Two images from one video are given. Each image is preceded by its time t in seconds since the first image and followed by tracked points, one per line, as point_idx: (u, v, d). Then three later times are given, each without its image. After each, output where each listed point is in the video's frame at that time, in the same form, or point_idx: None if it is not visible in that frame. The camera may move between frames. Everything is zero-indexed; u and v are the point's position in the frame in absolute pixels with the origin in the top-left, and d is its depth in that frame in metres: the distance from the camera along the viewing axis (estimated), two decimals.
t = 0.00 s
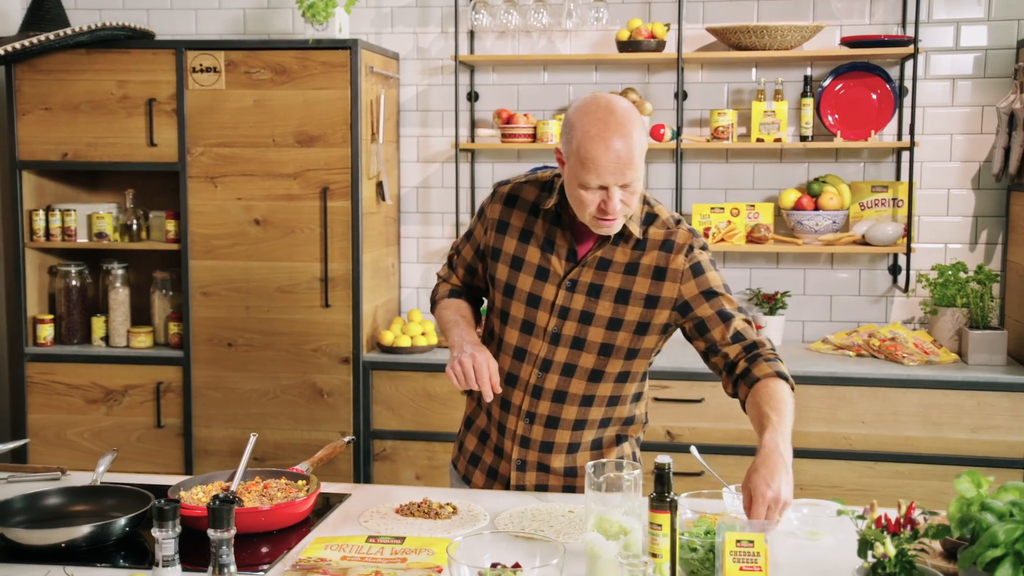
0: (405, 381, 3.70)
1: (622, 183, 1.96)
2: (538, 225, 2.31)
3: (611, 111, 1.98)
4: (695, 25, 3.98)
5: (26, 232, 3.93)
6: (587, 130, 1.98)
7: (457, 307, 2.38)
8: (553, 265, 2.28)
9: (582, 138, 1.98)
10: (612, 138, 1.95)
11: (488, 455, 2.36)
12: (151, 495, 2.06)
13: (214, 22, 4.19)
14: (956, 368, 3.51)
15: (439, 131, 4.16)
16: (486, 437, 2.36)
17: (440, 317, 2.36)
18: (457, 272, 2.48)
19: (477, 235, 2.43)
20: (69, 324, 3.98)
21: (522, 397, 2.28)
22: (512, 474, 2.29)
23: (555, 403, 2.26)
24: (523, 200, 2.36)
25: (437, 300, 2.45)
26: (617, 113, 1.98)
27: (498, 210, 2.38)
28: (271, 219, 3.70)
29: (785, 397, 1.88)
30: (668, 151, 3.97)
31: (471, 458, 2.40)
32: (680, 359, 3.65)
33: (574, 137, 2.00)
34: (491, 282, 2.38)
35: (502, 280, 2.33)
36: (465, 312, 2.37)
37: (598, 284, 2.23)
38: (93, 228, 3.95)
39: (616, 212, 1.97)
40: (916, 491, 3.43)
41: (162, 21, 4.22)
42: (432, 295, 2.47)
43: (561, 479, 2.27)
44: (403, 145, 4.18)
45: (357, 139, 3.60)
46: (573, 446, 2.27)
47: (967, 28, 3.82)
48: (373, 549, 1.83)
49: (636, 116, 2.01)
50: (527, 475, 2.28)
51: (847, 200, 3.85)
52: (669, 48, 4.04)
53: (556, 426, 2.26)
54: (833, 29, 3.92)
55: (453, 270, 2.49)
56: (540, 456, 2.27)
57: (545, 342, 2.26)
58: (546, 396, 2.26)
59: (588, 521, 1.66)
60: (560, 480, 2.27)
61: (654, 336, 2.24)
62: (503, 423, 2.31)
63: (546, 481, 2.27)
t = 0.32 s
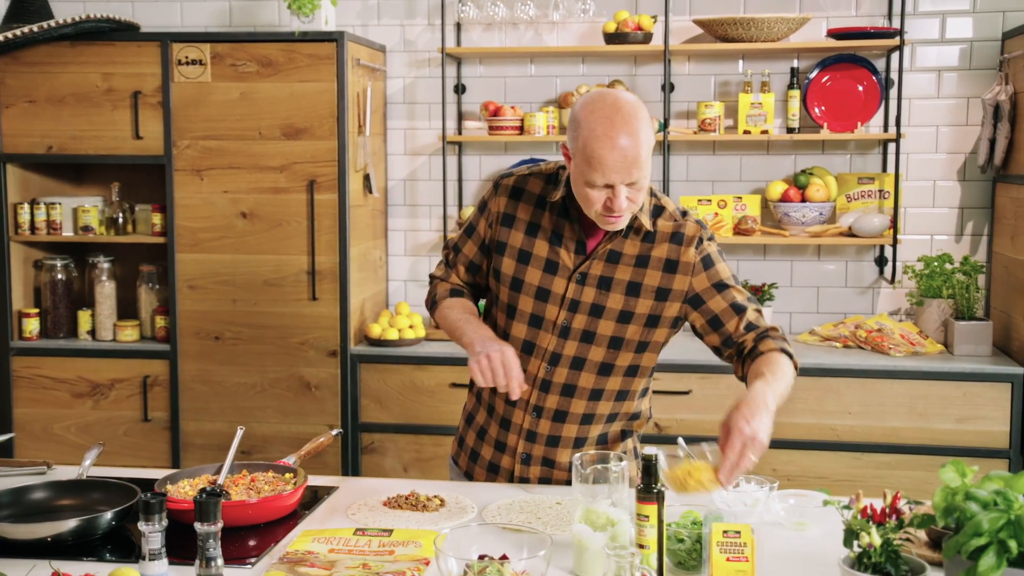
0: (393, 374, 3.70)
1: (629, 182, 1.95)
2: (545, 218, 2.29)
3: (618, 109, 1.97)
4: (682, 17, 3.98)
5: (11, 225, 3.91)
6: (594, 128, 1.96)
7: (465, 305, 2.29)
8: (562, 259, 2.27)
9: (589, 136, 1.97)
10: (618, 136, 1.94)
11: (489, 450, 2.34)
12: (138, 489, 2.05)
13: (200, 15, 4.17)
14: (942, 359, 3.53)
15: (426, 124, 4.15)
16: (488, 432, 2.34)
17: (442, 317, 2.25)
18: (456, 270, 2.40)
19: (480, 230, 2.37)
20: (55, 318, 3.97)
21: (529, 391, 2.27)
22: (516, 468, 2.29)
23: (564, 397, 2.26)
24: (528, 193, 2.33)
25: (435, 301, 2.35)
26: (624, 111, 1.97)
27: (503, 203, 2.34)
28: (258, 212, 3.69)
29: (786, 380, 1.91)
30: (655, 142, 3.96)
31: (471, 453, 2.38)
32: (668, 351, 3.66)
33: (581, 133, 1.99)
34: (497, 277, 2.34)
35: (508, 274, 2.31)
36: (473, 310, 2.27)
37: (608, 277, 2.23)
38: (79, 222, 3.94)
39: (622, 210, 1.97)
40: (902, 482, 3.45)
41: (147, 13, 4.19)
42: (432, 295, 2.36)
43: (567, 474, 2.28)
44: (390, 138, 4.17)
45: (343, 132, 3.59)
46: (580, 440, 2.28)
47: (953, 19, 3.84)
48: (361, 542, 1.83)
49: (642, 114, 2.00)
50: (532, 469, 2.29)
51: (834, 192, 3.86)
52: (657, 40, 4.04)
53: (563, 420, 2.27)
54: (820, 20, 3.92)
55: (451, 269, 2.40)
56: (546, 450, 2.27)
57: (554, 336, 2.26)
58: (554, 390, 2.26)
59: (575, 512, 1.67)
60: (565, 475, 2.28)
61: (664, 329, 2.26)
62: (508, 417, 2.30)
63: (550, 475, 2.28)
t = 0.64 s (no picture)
0: (386, 368, 3.70)
1: (591, 176, 1.97)
2: (530, 207, 2.29)
3: (592, 102, 1.97)
4: (675, 10, 3.97)
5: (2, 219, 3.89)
6: (565, 119, 1.97)
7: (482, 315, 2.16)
8: (548, 247, 2.27)
9: (557, 125, 1.98)
10: (588, 130, 1.95)
11: (483, 445, 2.33)
12: (130, 482, 2.04)
13: (192, 7, 4.15)
14: (934, 352, 3.53)
15: (419, 117, 4.14)
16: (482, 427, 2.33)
17: (458, 328, 2.13)
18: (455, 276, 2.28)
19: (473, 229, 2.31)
20: (47, 312, 3.95)
21: (523, 382, 2.27)
22: (513, 460, 2.31)
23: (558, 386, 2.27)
24: (512, 185, 2.31)
25: (446, 311, 2.19)
26: (598, 104, 1.97)
27: (490, 197, 2.32)
28: (250, 205, 3.68)
29: (717, 370, 2.03)
30: (648, 136, 3.96)
31: (464, 451, 2.36)
32: (660, 345, 3.66)
33: (553, 121, 2.00)
34: (490, 272, 2.31)
35: (497, 265, 2.30)
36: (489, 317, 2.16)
37: (594, 262, 2.26)
38: (70, 215, 3.91)
39: (581, 202, 1.99)
40: (894, 475, 3.46)
41: (139, 5, 4.17)
42: (435, 305, 2.21)
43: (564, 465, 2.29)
44: (383, 131, 4.16)
45: (336, 125, 3.58)
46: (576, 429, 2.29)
47: (946, 13, 3.84)
48: (354, 535, 1.83)
49: (617, 108, 1.99)
50: (528, 461, 2.30)
51: (827, 185, 3.86)
52: (650, 33, 4.03)
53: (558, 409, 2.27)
54: (813, 14, 3.92)
55: (451, 274, 2.28)
56: (543, 441, 2.29)
57: (545, 324, 2.27)
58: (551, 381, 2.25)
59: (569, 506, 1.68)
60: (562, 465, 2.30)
61: (649, 312, 2.28)
62: (501, 410, 2.30)
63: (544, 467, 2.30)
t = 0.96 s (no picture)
0: (385, 366, 3.69)
1: (524, 165, 2.06)
2: (489, 203, 2.36)
3: (526, 93, 2.07)
4: (674, 8, 3.97)
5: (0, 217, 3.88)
6: (501, 110, 2.07)
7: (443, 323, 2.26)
8: (507, 240, 2.34)
9: (494, 116, 2.09)
10: (522, 121, 2.04)
11: (461, 444, 2.37)
12: (129, 481, 2.04)
13: (190, 5, 4.14)
14: (934, 350, 3.53)
15: (418, 115, 4.13)
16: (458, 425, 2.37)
17: (424, 335, 2.23)
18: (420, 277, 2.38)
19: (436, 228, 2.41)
20: (45, 310, 3.94)
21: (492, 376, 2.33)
22: (490, 457, 2.33)
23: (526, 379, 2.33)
24: (472, 183, 2.39)
25: (413, 316, 2.29)
26: (532, 96, 2.07)
27: (451, 196, 2.41)
28: (249, 203, 3.67)
29: (639, 376, 2.15)
30: (647, 134, 3.96)
31: (444, 453, 2.40)
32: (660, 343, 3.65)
33: (492, 113, 2.11)
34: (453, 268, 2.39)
35: (460, 261, 2.38)
36: (454, 328, 2.26)
37: (553, 253, 2.32)
38: (69, 213, 3.91)
39: (516, 190, 2.09)
40: (894, 473, 3.45)
41: (136, 3, 4.16)
42: (402, 308, 2.32)
43: (539, 459, 2.33)
44: (382, 129, 4.15)
45: (335, 123, 3.58)
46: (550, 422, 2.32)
47: (945, 11, 3.83)
48: (354, 534, 1.83)
49: (553, 100, 2.09)
50: (505, 456, 2.33)
51: (826, 183, 3.86)
52: (649, 31, 4.03)
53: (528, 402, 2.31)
54: (812, 11, 3.92)
55: (417, 274, 2.38)
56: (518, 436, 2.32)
57: (509, 316, 2.34)
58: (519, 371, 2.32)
59: (569, 505, 1.68)
60: (538, 459, 2.33)
61: (607, 304, 2.34)
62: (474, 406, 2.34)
63: (526, 463, 2.33)
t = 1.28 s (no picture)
0: (389, 365, 3.69)
1: (473, 160, 2.11)
2: (444, 205, 2.40)
3: (468, 90, 2.11)
4: (679, 7, 3.96)
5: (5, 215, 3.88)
6: (445, 109, 2.11)
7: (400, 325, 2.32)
8: (464, 239, 2.38)
9: (439, 115, 2.12)
10: (467, 118, 2.08)
11: (436, 442, 2.40)
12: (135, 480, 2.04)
13: (194, 5, 4.14)
14: (938, 350, 3.52)
15: (422, 114, 4.13)
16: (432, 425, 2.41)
17: (383, 340, 2.30)
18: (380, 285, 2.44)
19: (392, 235, 2.45)
20: (50, 309, 3.94)
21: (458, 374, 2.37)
22: (463, 452, 2.37)
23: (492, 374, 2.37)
24: (426, 187, 2.43)
25: (372, 322, 2.36)
26: (474, 93, 2.10)
27: (405, 202, 2.45)
28: (254, 202, 3.67)
29: (590, 363, 2.26)
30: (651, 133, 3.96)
31: (419, 452, 2.43)
32: (665, 343, 3.65)
33: (437, 112, 2.14)
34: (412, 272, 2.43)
35: (419, 264, 2.42)
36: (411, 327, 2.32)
37: (509, 247, 2.36)
38: (74, 212, 3.92)
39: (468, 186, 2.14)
40: (900, 473, 3.45)
41: (140, 3, 4.17)
42: (363, 316, 2.38)
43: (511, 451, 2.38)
44: (386, 128, 4.16)
45: (340, 122, 3.58)
46: (519, 414, 2.37)
47: (949, 10, 3.83)
48: (361, 533, 1.83)
49: (495, 95, 2.13)
50: (478, 452, 2.38)
51: (831, 183, 3.86)
52: (653, 30, 4.03)
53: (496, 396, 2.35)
54: (816, 11, 3.92)
55: (376, 282, 2.44)
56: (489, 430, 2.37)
57: (471, 313, 2.37)
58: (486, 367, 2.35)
59: (576, 503, 1.68)
60: (509, 451, 2.38)
61: (565, 292, 2.37)
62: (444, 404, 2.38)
63: (499, 458, 2.38)
